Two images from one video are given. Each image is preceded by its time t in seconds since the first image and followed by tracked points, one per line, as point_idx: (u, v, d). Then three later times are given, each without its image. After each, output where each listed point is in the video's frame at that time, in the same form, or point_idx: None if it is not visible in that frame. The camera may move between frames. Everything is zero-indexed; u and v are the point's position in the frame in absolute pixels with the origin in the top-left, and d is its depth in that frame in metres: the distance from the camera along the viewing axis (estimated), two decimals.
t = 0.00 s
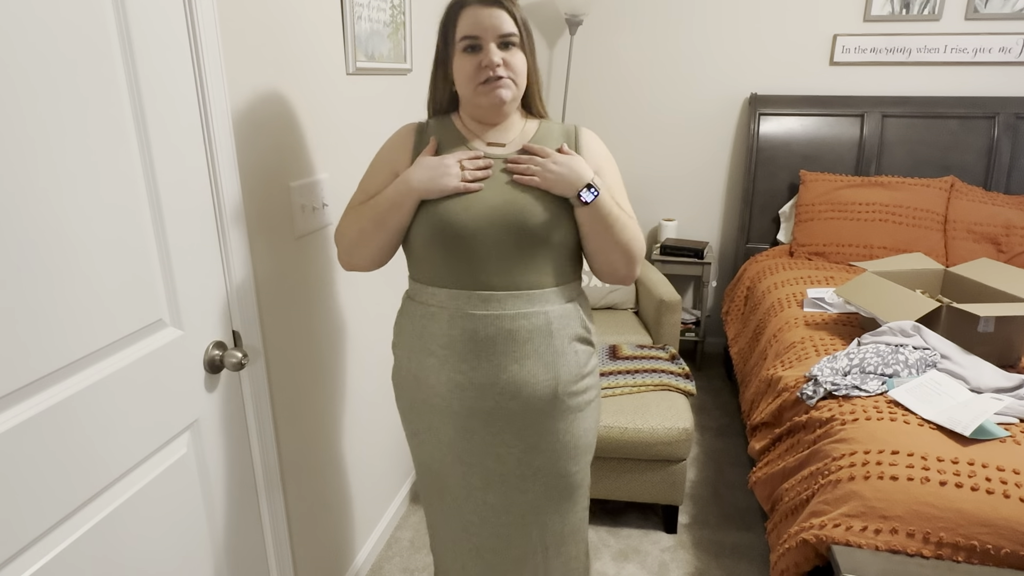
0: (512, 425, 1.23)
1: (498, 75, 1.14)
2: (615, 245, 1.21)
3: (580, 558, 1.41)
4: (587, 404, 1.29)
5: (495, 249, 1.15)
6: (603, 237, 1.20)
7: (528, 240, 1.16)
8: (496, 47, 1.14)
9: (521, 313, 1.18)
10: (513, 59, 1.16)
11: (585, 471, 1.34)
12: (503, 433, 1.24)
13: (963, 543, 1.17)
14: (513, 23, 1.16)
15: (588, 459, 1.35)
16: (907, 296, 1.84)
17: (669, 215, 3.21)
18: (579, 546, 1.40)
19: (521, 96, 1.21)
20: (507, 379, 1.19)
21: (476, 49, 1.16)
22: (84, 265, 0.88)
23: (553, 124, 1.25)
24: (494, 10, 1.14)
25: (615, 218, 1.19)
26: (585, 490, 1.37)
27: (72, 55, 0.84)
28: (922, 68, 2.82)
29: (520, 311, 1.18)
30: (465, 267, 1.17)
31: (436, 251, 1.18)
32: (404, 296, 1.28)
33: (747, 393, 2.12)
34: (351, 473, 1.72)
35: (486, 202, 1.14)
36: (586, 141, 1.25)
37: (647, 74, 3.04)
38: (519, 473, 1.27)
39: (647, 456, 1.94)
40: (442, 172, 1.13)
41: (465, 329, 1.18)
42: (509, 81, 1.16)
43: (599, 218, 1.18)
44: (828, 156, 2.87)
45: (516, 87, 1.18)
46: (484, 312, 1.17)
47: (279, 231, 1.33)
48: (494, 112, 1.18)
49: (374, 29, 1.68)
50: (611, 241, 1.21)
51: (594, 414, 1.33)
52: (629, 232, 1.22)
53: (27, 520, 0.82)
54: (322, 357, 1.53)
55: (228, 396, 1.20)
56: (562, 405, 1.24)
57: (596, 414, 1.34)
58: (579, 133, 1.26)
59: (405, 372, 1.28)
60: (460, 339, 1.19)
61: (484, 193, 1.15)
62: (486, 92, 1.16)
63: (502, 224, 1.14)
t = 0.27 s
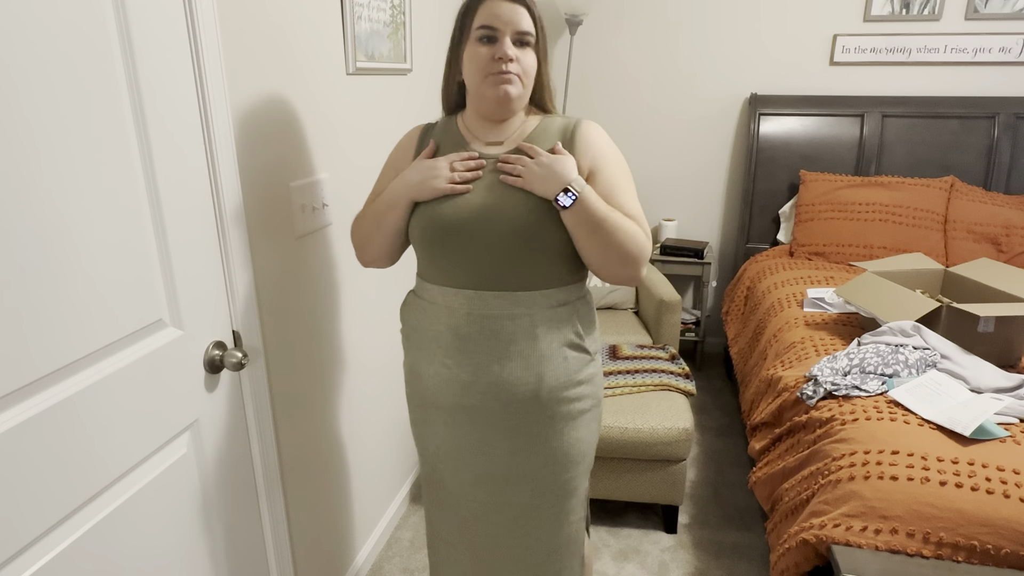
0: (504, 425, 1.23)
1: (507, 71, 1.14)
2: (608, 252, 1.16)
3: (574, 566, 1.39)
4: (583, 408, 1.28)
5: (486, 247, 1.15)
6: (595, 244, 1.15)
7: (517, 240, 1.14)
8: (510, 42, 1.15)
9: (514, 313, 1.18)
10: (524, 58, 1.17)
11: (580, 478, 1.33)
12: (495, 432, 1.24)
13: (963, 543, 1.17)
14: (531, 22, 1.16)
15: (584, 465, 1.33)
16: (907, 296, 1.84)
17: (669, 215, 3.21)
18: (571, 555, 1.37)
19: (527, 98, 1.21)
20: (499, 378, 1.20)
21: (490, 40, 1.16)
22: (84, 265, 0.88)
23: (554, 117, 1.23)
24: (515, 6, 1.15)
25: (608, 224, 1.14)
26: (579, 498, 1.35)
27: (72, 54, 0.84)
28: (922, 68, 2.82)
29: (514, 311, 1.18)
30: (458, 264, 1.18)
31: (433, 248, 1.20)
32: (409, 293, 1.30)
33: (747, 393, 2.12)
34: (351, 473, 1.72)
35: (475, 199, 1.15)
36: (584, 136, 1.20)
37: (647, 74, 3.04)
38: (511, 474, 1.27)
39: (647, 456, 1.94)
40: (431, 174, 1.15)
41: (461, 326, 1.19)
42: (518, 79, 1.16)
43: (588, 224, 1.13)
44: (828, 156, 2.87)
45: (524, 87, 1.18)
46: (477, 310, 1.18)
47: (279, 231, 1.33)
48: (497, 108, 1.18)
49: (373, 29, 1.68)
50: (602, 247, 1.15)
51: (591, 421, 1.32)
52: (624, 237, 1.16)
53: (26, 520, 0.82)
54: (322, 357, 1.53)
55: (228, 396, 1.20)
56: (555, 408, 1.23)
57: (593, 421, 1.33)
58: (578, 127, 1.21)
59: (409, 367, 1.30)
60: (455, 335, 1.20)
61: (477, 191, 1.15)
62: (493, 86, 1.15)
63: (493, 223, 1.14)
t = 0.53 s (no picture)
0: (485, 422, 1.23)
1: (506, 74, 1.14)
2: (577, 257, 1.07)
3: None
4: (571, 420, 1.25)
5: (473, 241, 1.17)
6: (564, 244, 1.07)
7: (502, 236, 1.15)
8: (515, 45, 1.15)
9: (501, 313, 1.18)
10: (528, 63, 1.16)
11: (567, 490, 1.30)
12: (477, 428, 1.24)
13: (963, 543, 1.17)
14: (539, 26, 1.15)
15: (573, 479, 1.30)
16: (907, 296, 1.84)
17: (669, 215, 3.21)
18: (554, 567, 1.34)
19: (531, 104, 1.20)
20: (482, 375, 1.20)
21: (496, 42, 1.16)
22: (85, 266, 0.88)
23: (558, 116, 1.20)
24: (524, 10, 1.14)
25: (578, 224, 1.06)
26: (565, 512, 1.31)
27: (72, 53, 0.84)
28: (922, 68, 2.82)
29: (499, 311, 1.18)
30: (450, 258, 1.21)
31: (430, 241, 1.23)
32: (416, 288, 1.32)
33: (747, 394, 2.12)
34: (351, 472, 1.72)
35: (465, 196, 1.18)
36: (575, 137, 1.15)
37: (646, 74, 3.04)
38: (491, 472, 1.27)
39: (647, 456, 1.94)
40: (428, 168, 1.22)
41: (452, 319, 1.21)
42: (518, 83, 1.16)
43: (554, 223, 1.06)
44: (828, 156, 2.87)
45: (525, 92, 1.17)
46: (466, 306, 1.20)
47: (279, 231, 1.33)
48: (496, 111, 1.18)
49: (373, 29, 1.68)
50: (571, 250, 1.07)
51: (583, 435, 1.28)
52: (597, 242, 1.06)
53: (26, 520, 0.82)
54: (323, 358, 1.53)
55: (228, 396, 1.20)
56: (539, 412, 1.22)
57: (584, 437, 1.28)
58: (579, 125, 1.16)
59: (412, 362, 1.31)
60: (446, 329, 1.22)
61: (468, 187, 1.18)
62: (493, 88, 1.16)
63: (480, 218, 1.15)
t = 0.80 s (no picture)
0: (471, 424, 1.24)
1: (499, 77, 1.14)
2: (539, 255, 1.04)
3: None
4: (557, 428, 1.23)
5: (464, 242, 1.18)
6: (527, 241, 1.04)
7: (492, 237, 1.15)
8: (512, 50, 1.14)
9: (490, 316, 1.17)
10: (525, 67, 1.14)
11: (554, 497, 1.29)
12: (463, 429, 1.26)
13: (963, 543, 1.17)
14: (540, 31, 1.13)
15: (561, 486, 1.28)
16: (907, 296, 1.84)
17: (669, 215, 3.21)
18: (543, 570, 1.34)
19: (531, 107, 1.19)
20: (468, 378, 1.21)
21: (497, 45, 1.16)
22: (85, 267, 0.88)
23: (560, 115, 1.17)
24: (524, 15, 1.13)
25: (542, 221, 1.03)
26: (554, 518, 1.30)
27: (71, 54, 0.84)
28: (922, 68, 2.82)
29: (485, 315, 1.18)
30: (439, 255, 1.23)
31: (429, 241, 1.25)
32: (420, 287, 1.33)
33: (747, 393, 2.12)
34: (352, 472, 1.72)
35: (461, 197, 1.19)
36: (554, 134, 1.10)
37: (647, 73, 3.04)
38: (477, 472, 1.28)
39: (647, 456, 1.94)
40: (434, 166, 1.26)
41: (441, 319, 1.23)
42: (512, 88, 1.15)
43: (517, 220, 1.04)
44: (828, 156, 2.87)
45: (520, 96, 1.16)
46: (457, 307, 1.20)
47: (280, 231, 1.33)
48: (491, 113, 1.18)
49: (374, 29, 1.68)
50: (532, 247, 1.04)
51: (571, 444, 1.25)
52: (556, 242, 1.03)
53: (25, 520, 0.82)
54: (323, 358, 1.53)
55: (228, 396, 1.20)
56: (523, 418, 1.22)
57: (572, 446, 1.26)
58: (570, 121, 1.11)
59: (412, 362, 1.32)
60: (436, 327, 1.24)
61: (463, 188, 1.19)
62: (487, 90, 1.16)
63: (471, 220, 1.16)
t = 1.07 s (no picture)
0: (464, 424, 1.25)
1: (495, 76, 1.15)
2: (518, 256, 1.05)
3: None
4: (547, 431, 1.22)
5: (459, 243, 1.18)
6: (507, 240, 1.05)
7: (477, 236, 1.15)
8: (507, 49, 1.14)
9: (484, 317, 1.17)
10: (521, 65, 1.14)
11: (547, 500, 1.27)
12: (458, 429, 1.27)
13: (963, 543, 1.17)
14: (536, 29, 1.13)
15: (554, 491, 1.27)
16: (907, 296, 1.84)
17: (669, 215, 3.21)
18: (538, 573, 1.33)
19: (531, 105, 1.18)
20: (461, 379, 1.22)
21: (494, 44, 1.16)
22: (85, 267, 0.88)
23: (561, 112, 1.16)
24: (520, 13, 1.12)
25: (521, 222, 1.03)
26: (548, 522, 1.29)
27: (70, 55, 0.83)
28: (922, 68, 2.82)
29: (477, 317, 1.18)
30: (435, 252, 1.25)
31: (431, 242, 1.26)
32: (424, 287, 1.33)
33: (747, 394, 2.12)
34: (352, 472, 1.72)
35: (458, 199, 1.19)
36: (543, 135, 1.09)
37: (647, 73, 3.04)
38: (472, 471, 1.29)
39: (647, 456, 1.94)
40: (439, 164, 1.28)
41: (435, 317, 1.24)
42: (508, 86, 1.15)
43: (498, 220, 1.05)
44: (828, 156, 2.87)
45: (517, 95, 1.16)
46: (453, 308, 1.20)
47: (280, 231, 1.33)
48: (489, 111, 1.19)
49: (373, 29, 1.68)
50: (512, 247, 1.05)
51: (563, 449, 1.23)
52: (532, 245, 1.03)
53: (24, 521, 0.82)
54: (323, 358, 1.53)
55: (228, 396, 1.20)
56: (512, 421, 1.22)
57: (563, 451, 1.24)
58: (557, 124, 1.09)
59: (416, 362, 1.32)
60: (431, 325, 1.26)
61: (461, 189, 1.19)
62: (485, 88, 1.17)
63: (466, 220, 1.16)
